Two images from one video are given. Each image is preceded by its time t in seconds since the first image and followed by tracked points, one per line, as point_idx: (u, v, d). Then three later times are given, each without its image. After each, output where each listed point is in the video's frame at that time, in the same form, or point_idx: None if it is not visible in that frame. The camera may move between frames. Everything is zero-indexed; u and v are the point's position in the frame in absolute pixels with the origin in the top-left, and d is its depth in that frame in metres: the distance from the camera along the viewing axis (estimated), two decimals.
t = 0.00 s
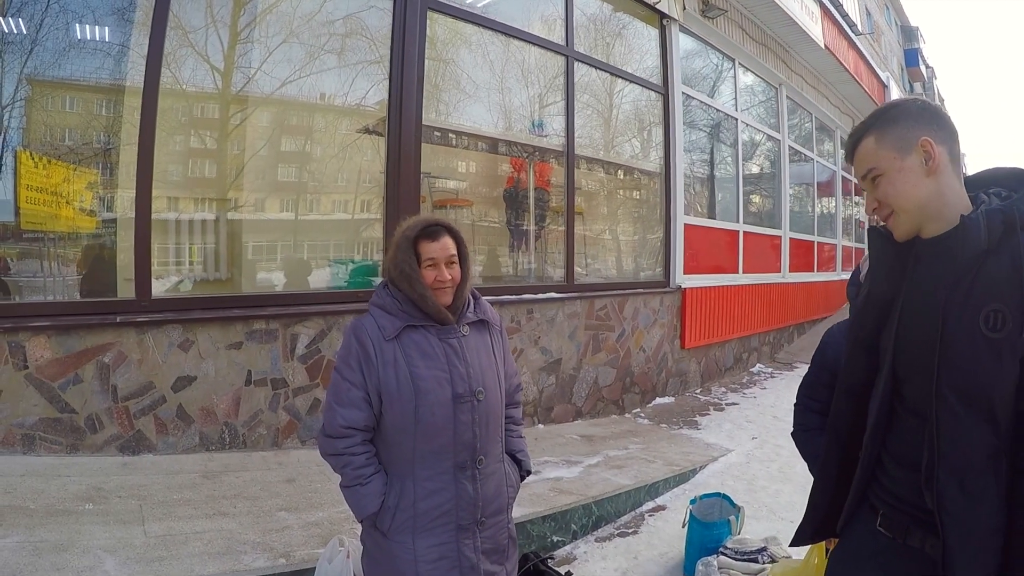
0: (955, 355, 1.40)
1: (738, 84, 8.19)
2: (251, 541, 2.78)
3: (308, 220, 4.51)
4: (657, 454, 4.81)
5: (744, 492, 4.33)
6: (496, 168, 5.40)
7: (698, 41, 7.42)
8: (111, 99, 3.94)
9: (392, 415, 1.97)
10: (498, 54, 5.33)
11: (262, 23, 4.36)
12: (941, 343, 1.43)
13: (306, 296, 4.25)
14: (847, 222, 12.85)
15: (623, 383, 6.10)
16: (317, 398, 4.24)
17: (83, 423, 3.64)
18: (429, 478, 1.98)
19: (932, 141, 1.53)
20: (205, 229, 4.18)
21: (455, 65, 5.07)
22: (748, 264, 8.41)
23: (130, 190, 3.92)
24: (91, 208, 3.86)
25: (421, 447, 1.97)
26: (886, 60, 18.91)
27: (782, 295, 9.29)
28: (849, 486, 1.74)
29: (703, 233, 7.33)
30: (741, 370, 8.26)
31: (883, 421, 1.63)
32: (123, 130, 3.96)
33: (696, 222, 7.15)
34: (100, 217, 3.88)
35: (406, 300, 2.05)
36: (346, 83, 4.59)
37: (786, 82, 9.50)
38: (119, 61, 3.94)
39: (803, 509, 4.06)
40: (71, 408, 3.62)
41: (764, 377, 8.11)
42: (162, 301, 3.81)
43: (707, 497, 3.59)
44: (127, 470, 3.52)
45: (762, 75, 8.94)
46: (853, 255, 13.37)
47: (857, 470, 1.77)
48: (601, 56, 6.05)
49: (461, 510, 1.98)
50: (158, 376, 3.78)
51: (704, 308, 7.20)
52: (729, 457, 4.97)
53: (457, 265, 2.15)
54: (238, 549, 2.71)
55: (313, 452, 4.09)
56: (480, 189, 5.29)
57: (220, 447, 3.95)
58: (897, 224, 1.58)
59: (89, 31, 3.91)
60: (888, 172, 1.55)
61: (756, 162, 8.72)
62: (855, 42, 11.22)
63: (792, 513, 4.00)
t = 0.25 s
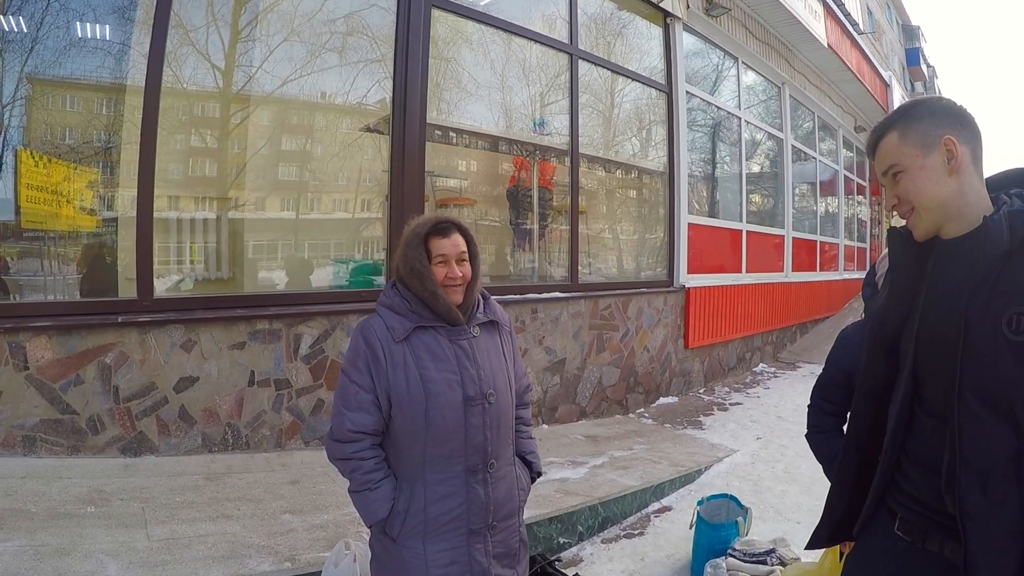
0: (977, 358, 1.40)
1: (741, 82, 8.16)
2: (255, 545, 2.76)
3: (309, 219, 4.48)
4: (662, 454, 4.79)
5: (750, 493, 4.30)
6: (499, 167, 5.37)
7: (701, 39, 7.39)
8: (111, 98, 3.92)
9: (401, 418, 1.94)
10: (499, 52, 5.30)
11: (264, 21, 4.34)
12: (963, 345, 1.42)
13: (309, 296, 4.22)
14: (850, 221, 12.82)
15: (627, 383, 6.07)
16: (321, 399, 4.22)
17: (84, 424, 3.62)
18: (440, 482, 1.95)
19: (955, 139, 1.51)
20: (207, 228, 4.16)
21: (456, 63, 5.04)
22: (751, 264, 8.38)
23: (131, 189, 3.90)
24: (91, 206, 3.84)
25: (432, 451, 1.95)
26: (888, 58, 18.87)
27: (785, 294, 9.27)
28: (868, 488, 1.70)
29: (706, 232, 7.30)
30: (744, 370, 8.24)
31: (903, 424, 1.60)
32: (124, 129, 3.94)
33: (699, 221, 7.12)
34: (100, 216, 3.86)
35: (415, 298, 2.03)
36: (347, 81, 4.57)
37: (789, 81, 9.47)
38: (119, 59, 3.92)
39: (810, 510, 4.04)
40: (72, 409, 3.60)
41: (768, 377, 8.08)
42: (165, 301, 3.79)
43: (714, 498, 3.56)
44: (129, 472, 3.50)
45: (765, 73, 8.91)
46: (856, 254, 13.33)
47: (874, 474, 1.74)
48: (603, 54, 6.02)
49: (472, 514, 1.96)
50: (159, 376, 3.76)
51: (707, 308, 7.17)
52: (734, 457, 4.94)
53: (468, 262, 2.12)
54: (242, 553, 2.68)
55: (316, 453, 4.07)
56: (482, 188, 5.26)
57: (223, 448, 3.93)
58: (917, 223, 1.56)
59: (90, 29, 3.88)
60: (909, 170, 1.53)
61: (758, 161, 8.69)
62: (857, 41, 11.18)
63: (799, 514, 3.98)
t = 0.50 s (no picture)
0: (1013, 364, 1.37)
1: (744, 81, 8.12)
2: (261, 552, 2.73)
3: (309, 219, 4.45)
4: (668, 456, 4.75)
5: (757, 495, 4.27)
6: (502, 166, 5.35)
7: (704, 38, 7.35)
8: (110, 97, 3.88)
9: (415, 425, 1.91)
10: (500, 51, 5.26)
11: (264, 20, 4.30)
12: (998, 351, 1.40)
13: (313, 296, 4.18)
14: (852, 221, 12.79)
15: (631, 384, 6.04)
16: (325, 401, 4.19)
17: (85, 429, 3.58)
18: (455, 490, 1.92)
19: (989, 141, 1.48)
20: (207, 228, 4.13)
21: (457, 63, 5.00)
22: (754, 264, 8.35)
23: (131, 189, 3.87)
24: (90, 206, 3.81)
25: (447, 458, 1.91)
26: (889, 57, 18.82)
27: (789, 294, 9.24)
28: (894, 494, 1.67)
29: (709, 231, 7.27)
30: (748, 370, 8.21)
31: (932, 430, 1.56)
32: (124, 129, 3.91)
33: (702, 221, 7.09)
34: (99, 215, 3.82)
35: (430, 301, 1.99)
36: (347, 80, 4.55)
37: (792, 81, 9.44)
38: (118, 58, 3.88)
39: (818, 512, 4.00)
40: (72, 412, 3.56)
41: (772, 378, 8.05)
42: (167, 303, 3.76)
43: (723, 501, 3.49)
44: (131, 477, 3.47)
45: (767, 72, 8.87)
46: (858, 253, 13.29)
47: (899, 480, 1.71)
48: (605, 53, 5.99)
49: (489, 523, 1.93)
50: (161, 379, 3.73)
51: (711, 308, 7.14)
52: (740, 459, 4.91)
53: (483, 264, 2.09)
54: (248, 560, 2.65)
55: (320, 456, 4.04)
56: (485, 187, 5.23)
57: (226, 452, 3.90)
58: (947, 225, 1.52)
59: (89, 28, 3.85)
60: (942, 170, 1.50)
61: (760, 161, 8.65)
62: (860, 40, 11.14)
63: (807, 517, 3.94)
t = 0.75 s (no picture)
0: None
1: (745, 81, 8.09)
2: (267, 560, 2.70)
3: (306, 219, 4.42)
4: (672, 457, 4.73)
5: (762, 496, 4.24)
6: (500, 166, 5.29)
7: (704, 38, 7.32)
8: (107, 97, 3.85)
9: (428, 431, 1.88)
10: (498, 50, 5.22)
11: (262, 18, 4.26)
12: None
13: (315, 297, 4.13)
14: (852, 221, 12.79)
15: (634, 384, 6.02)
16: (327, 404, 4.15)
17: (84, 433, 3.55)
18: (470, 497, 1.89)
19: (1017, 145, 1.46)
20: (206, 227, 4.10)
21: (456, 62, 4.95)
22: (755, 263, 8.33)
23: (128, 188, 3.84)
24: (86, 206, 3.77)
25: (462, 464, 1.89)
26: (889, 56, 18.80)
27: (789, 294, 9.22)
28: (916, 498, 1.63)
29: (710, 231, 7.24)
30: (749, 370, 8.19)
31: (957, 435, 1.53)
32: (121, 128, 3.87)
33: (703, 221, 7.07)
34: (95, 215, 3.79)
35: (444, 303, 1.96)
36: (345, 80, 4.52)
37: (792, 81, 9.44)
38: (115, 57, 3.85)
39: (824, 514, 3.98)
40: (70, 417, 3.52)
41: (773, 378, 8.03)
42: (167, 305, 3.72)
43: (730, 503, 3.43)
44: (131, 482, 3.43)
45: (768, 71, 8.83)
46: (858, 253, 13.29)
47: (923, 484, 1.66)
48: (606, 52, 5.96)
49: (504, 529, 1.90)
50: (161, 383, 3.70)
51: (712, 309, 7.12)
52: (744, 460, 4.88)
53: (497, 265, 2.06)
54: (253, 568, 2.63)
55: (323, 460, 4.01)
56: (487, 187, 5.20)
57: (227, 456, 3.87)
58: (971, 227, 1.50)
59: (86, 26, 3.82)
60: (968, 172, 1.48)
61: (761, 160, 8.61)
62: (859, 39, 11.11)
63: (814, 518, 3.92)
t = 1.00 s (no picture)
0: None
1: (732, 80, 8.10)
2: (255, 567, 2.64)
3: (292, 220, 4.35)
4: (664, 457, 4.71)
5: (754, 495, 4.23)
6: (484, 166, 5.21)
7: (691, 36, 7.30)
8: (90, 96, 3.76)
9: (425, 433, 1.83)
10: (485, 49, 5.17)
11: (248, 17, 4.19)
12: None
13: (302, 297, 4.06)
14: (837, 219, 12.87)
15: (623, 383, 6.00)
16: (315, 406, 4.10)
17: (68, 438, 3.46)
18: (469, 499, 1.85)
19: (998, 152, 1.46)
20: (191, 228, 4.03)
21: (442, 61, 4.88)
22: (742, 262, 8.34)
23: (113, 189, 3.76)
24: (70, 207, 3.69)
25: (461, 466, 1.84)
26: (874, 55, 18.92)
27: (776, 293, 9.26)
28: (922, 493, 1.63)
29: (698, 229, 7.23)
30: (736, 369, 8.20)
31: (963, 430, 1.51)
32: (106, 128, 3.79)
33: (692, 220, 7.05)
34: (79, 216, 3.70)
35: (443, 301, 1.91)
36: (331, 79, 4.47)
37: (779, 80, 9.46)
38: (100, 57, 3.77)
39: (817, 512, 3.98)
40: (54, 421, 3.43)
41: (761, 376, 8.04)
42: (152, 306, 3.64)
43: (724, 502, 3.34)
44: (117, 488, 3.36)
45: (755, 70, 8.83)
46: (843, 251, 13.38)
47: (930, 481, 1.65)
48: (593, 51, 5.91)
49: (504, 531, 1.86)
50: (146, 386, 3.62)
51: (700, 308, 7.12)
52: (735, 458, 4.87)
53: (503, 264, 2.03)
54: None
55: (312, 462, 3.95)
56: (474, 187, 5.14)
57: (214, 460, 3.80)
58: (962, 235, 1.54)
59: (71, 24, 3.73)
60: (951, 182, 1.52)
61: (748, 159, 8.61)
62: (846, 39, 11.16)
63: (807, 517, 3.91)
